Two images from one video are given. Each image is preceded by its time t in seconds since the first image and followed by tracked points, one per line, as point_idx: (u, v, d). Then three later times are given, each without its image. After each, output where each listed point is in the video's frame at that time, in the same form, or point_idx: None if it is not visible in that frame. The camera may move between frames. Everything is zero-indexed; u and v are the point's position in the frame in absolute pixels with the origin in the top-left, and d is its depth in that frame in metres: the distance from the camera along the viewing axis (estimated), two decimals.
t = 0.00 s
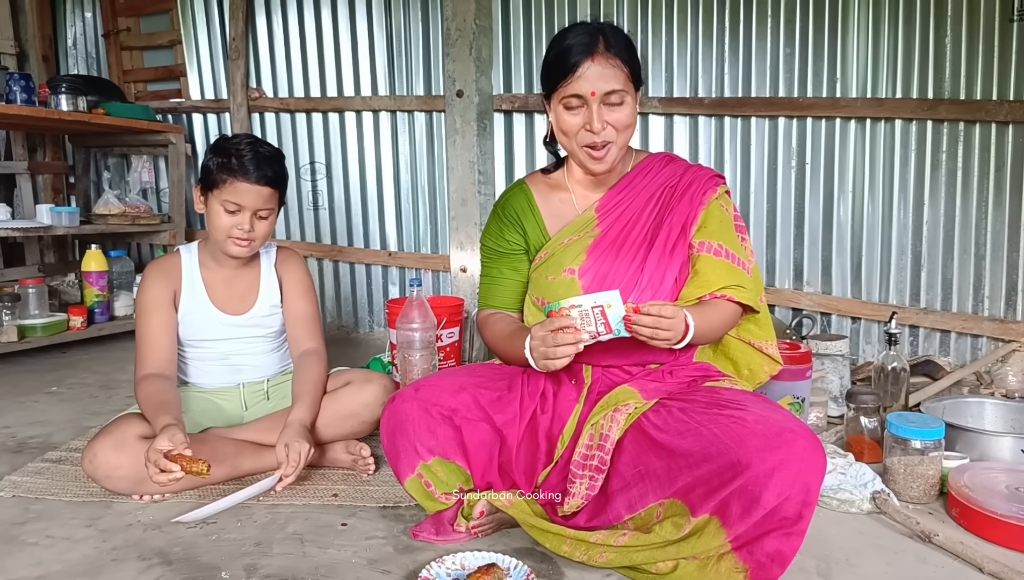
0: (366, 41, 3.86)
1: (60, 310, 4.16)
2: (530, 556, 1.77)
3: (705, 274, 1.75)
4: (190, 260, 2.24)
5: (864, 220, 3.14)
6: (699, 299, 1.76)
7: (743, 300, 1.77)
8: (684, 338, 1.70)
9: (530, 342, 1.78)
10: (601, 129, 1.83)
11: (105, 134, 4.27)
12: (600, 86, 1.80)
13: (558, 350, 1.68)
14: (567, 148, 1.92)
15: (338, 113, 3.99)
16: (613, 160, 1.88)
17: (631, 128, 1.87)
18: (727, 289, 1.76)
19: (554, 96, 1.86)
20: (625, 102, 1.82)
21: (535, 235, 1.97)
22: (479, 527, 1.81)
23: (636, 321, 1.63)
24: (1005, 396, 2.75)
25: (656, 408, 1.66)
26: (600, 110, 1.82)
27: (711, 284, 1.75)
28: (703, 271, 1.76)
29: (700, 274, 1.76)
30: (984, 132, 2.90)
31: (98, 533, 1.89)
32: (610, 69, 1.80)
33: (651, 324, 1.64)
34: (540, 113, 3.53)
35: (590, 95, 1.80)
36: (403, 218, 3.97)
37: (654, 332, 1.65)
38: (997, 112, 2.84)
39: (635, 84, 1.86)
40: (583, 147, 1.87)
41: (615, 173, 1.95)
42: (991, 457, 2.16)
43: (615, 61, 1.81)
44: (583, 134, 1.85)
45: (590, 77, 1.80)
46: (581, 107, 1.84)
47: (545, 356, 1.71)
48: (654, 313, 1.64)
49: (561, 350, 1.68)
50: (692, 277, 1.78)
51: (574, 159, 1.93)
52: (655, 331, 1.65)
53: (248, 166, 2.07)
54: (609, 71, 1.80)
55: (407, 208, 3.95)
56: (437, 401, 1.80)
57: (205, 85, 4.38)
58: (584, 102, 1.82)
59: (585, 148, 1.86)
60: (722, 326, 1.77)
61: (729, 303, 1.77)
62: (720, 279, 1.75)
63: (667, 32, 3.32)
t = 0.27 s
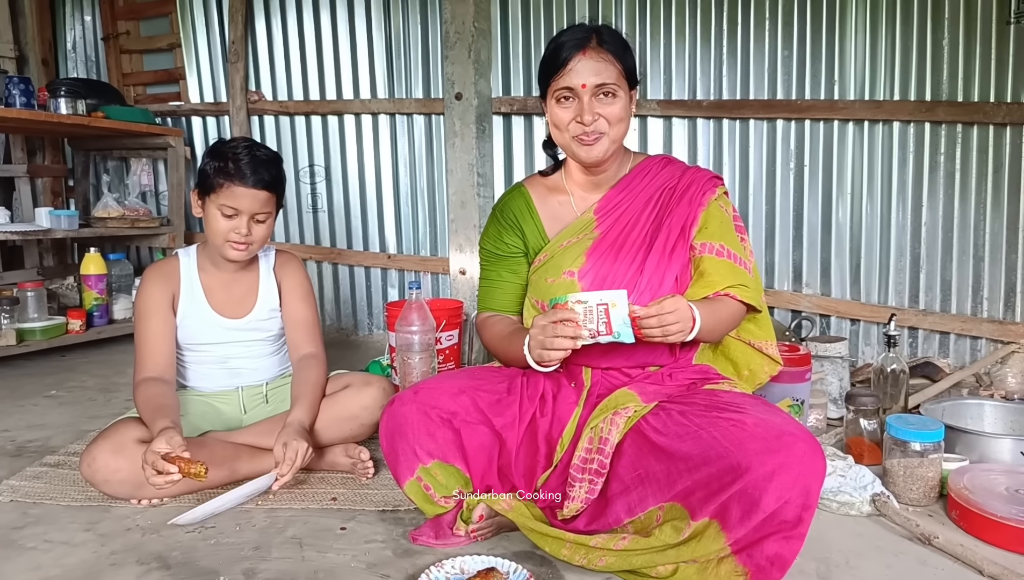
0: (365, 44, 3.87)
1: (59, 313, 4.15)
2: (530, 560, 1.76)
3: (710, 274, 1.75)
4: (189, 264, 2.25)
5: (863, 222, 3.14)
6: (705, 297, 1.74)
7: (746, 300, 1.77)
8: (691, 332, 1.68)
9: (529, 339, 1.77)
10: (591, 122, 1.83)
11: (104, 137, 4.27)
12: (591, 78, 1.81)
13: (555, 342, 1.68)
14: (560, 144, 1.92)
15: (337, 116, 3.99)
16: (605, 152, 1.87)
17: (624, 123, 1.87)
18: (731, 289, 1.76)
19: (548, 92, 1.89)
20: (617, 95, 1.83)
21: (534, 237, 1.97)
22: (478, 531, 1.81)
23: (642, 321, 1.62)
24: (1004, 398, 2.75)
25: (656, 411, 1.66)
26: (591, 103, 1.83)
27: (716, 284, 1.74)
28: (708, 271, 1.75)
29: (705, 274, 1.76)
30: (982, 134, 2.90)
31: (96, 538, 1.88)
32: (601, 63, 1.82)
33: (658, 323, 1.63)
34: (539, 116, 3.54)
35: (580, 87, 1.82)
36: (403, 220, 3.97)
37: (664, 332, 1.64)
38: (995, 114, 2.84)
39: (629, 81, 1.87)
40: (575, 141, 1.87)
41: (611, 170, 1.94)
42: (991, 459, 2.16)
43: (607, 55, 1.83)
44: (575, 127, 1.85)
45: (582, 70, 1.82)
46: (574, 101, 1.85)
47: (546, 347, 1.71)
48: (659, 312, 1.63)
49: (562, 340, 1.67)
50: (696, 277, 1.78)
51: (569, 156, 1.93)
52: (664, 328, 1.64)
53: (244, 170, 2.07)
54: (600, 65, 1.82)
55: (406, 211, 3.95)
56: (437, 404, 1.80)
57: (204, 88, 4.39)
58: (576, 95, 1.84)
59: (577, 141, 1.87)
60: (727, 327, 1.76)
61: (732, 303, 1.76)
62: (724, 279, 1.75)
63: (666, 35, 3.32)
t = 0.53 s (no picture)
0: (365, 47, 3.87)
1: (59, 315, 4.15)
2: (530, 562, 1.76)
3: (709, 276, 1.75)
4: (188, 265, 2.25)
5: (862, 224, 3.14)
6: (707, 298, 1.74)
7: (745, 302, 1.77)
8: (693, 332, 1.68)
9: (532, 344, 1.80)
10: (588, 119, 1.84)
11: (104, 139, 4.27)
12: (586, 76, 1.83)
13: (558, 346, 1.68)
14: (558, 143, 1.93)
15: (337, 118, 3.99)
16: (602, 149, 1.87)
17: (622, 121, 1.87)
18: (731, 291, 1.76)
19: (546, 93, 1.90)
20: (613, 93, 1.84)
21: (533, 238, 1.97)
22: (478, 533, 1.80)
23: (643, 323, 1.63)
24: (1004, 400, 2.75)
25: (655, 412, 1.66)
26: (588, 101, 1.84)
27: (717, 286, 1.74)
28: (708, 273, 1.76)
29: (705, 276, 1.76)
30: (982, 136, 2.90)
31: (96, 540, 1.88)
32: (597, 62, 1.84)
33: (656, 326, 1.64)
34: (539, 118, 3.55)
35: (577, 85, 1.83)
36: (402, 222, 3.97)
37: (663, 334, 1.65)
38: (995, 115, 2.84)
39: (627, 81, 1.88)
40: (572, 138, 1.87)
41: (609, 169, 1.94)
42: (990, 461, 2.16)
43: (603, 55, 1.84)
44: (571, 125, 1.86)
45: (578, 69, 1.83)
46: (570, 100, 1.86)
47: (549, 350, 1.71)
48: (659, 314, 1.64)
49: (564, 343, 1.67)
50: (697, 279, 1.78)
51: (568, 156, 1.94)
52: (664, 331, 1.64)
53: (242, 172, 2.07)
54: (596, 64, 1.83)
55: (406, 213, 3.96)
56: (436, 405, 1.80)
57: (204, 90, 4.39)
58: (572, 94, 1.85)
59: (574, 138, 1.87)
60: (727, 329, 1.75)
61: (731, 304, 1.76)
62: (724, 281, 1.75)
63: (665, 37, 3.32)
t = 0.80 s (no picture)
0: (366, 49, 3.88)
1: (61, 317, 4.16)
2: (530, 563, 1.75)
3: (711, 278, 1.75)
4: (190, 268, 2.25)
5: (864, 225, 3.14)
6: (709, 300, 1.74)
7: (747, 304, 1.77)
8: (694, 334, 1.65)
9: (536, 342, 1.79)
10: (574, 130, 1.84)
11: (106, 142, 4.28)
12: (571, 85, 1.81)
13: (566, 349, 1.69)
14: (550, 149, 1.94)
15: (338, 120, 3.99)
16: (591, 156, 1.87)
17: (612, 127, 1.86)
18: (733, 293, 1.76)
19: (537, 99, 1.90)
20: (600, 101, 1.82)
21: (534, 239, 1.97)
22: (478, 536, 1.76)
23: (646, 324, 1.62)
24: (1007, 402, 2.74)
25: (655, 414, 1.66)
26: (574, 110, 1.83)
27: (719, 288, 1.74)
28: (711, 275, 1.76)
29: (707, 277, 1.76)
30: (984, 137, 2.90)
31: (96, 541, 1.88)
32: (583, 70, 1.82)
33: (657, 326, 1.62)
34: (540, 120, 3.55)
35: (562, 96, 1.82)
36: (404, 224, 3.98)
37: (665, 333, 1.63)
38: (997, 116, 2.83)
39: (617, 86, 1.85)
40: (560, 147, 1.88)
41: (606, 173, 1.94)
42: (993, 463, 2.15)
43: (590, 62, 1.82)
44: (558, 134, 1.87)
45: (564, 78, 1.82)
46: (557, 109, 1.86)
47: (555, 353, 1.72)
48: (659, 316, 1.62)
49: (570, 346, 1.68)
50: (699, 281, 1.78)
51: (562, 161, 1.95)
52: (665, 332, 1.63)
53: (241, 175, 2.07)
54: (581, 72, 1.81)
55: (407, 215, 3.96)
56: (436, 407, 1.80)
57: (206, 93, 4.40)
58: (560, 103, 1.84)
59: (562, 148, 1.88)
60: (728, 331, 1.75)
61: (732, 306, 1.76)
62: (725, 282, 1.75)
63: (666, 39, 3.32)
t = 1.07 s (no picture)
0: (367, 50, 3.88)
1: (65, 318, 4.16)
2: (532, 563, 1.74)
3: (715, 278, 1.75)
4: (193, 268, 2.24)
5: (867, 225, 3.13)
6: (714, 301, 1.73)
7: (752, 304, 1.76)
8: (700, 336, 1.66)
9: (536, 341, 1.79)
10: (552, 141, 1.82)
11: (109, 143, 4.29)
12: (548, 96, 1.78)
13: (565, 344, 1.67)
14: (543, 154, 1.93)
15: (340, 121, 4.00)
16: (571, 164, 1.85)
17: (592, 137, 1.81)
18: (738, 293, 1.75)
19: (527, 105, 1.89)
20: (577, 113, 1.78)
21: (536, 239, 1.97)
22: (479, 535, 1.77)
23: (651, 336, 1.62)
24: (1011, 402, 2.74)
25: (656, 413, 1.65)
26: (552, 121, 1.80)
27: (723, 289, 1.74)
28: (715, 275, 1.75)
29: (711, 278, 1.75)
30: (987, 136, 2.89)
31: (99, 542, 1.88)
32: (559, 80, 1.78)
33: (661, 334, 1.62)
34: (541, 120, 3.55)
35: (539, 108, 1.80)
36: (405, 225, 3.98)
37: (670, 343, 1.63)
38: (1000, 115, 2.83)
39: (599, 94, 1.80)
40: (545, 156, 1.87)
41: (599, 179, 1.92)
42: (996, 463, 2.15)
43: (569, 72, 1.78)
44: (541, 144, 1.85)
45: (544, 87, 1.79)
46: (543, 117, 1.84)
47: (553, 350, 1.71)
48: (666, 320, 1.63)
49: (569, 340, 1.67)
50: (702, 281, 1.78)
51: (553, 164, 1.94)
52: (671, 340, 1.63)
53: (246, 177, 2.06)
54: (557, 83, 1.78)
55: (409, 217, 3.96)
56: (438, 407, 1.80)
57: (208, 94, 4.41)
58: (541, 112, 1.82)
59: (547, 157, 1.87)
60: (732, 330, 1.75)
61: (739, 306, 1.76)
62: (730, 282, 1.74)
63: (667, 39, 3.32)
